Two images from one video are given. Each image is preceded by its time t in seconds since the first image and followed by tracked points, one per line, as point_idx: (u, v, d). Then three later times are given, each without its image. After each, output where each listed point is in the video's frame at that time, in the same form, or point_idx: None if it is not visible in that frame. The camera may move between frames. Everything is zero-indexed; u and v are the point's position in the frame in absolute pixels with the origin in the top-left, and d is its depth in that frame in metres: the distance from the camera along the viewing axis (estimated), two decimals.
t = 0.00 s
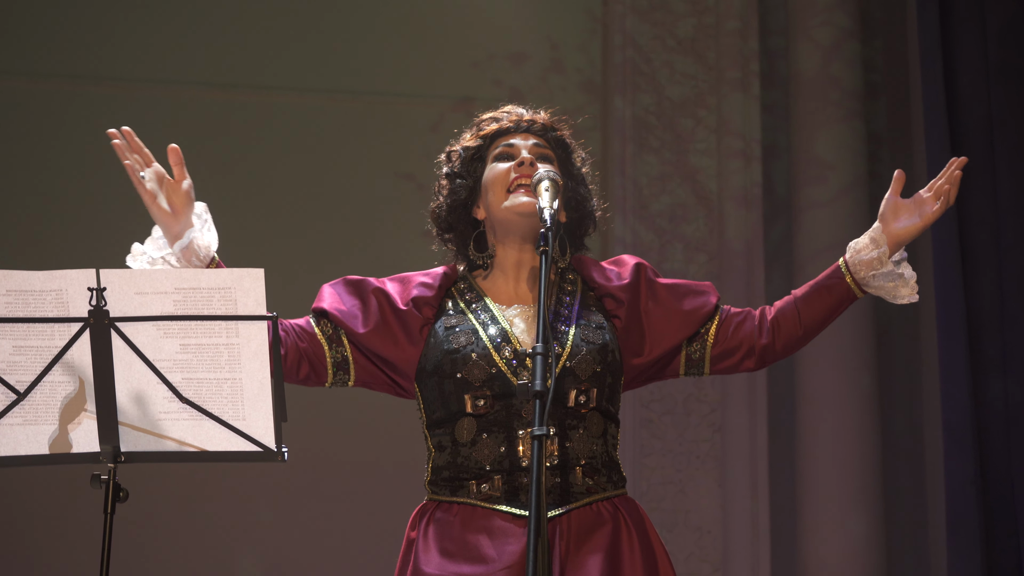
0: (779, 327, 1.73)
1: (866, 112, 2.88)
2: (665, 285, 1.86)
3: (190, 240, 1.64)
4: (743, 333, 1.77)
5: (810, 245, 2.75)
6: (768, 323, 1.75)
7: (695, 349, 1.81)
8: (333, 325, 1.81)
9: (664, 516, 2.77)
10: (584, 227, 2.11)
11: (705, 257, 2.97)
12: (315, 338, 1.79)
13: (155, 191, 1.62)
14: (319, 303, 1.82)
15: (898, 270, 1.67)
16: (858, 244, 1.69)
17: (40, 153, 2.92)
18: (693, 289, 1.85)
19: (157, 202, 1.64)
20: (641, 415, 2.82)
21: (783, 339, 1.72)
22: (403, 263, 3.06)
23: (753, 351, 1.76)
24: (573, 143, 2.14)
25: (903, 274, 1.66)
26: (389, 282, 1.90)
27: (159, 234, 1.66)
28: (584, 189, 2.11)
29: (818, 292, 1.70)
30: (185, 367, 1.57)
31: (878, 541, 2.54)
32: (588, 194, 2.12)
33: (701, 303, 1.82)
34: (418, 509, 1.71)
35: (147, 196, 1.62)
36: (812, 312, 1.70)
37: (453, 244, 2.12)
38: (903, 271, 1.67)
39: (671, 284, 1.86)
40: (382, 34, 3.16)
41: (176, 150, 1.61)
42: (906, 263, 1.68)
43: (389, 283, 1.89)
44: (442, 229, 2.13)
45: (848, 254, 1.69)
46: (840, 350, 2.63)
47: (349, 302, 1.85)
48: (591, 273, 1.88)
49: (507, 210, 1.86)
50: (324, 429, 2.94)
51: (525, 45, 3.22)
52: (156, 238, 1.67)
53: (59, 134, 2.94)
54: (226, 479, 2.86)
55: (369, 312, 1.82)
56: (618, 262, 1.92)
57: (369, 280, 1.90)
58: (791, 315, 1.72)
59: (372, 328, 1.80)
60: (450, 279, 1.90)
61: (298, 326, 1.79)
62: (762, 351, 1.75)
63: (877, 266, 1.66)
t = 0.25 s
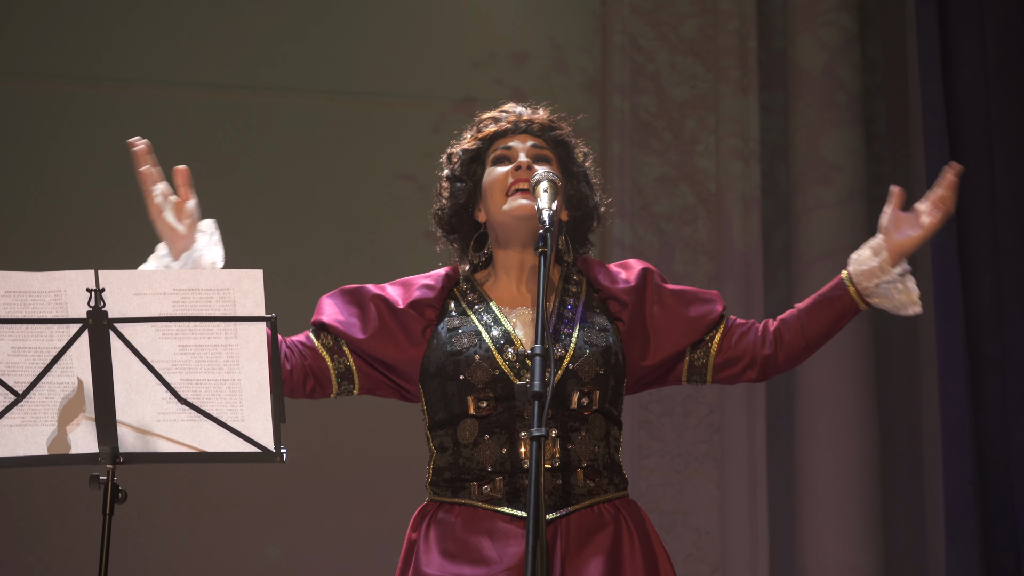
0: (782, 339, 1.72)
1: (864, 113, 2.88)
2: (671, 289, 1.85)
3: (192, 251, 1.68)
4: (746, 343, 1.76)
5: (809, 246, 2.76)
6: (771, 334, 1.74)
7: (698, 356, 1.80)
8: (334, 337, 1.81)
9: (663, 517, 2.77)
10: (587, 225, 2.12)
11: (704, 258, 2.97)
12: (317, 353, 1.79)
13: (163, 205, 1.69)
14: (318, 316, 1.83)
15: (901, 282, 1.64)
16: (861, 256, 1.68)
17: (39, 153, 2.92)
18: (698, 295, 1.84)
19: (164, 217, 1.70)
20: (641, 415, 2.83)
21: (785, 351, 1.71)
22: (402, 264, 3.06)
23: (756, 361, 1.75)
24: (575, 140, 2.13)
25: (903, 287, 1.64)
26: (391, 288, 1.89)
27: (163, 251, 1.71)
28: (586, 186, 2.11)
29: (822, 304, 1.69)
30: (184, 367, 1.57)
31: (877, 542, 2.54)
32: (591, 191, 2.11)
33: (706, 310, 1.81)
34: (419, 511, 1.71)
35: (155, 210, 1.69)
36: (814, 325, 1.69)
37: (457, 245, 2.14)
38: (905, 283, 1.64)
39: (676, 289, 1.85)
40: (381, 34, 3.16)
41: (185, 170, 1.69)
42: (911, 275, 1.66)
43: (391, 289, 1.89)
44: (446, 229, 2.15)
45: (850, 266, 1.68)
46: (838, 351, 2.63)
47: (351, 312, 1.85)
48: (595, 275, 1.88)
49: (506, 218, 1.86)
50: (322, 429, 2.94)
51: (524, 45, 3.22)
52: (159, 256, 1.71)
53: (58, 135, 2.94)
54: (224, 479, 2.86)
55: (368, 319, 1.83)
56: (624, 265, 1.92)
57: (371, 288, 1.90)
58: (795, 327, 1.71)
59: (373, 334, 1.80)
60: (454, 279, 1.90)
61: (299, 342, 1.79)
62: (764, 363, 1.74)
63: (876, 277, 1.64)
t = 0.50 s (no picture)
0: (781, 346, 1.71)
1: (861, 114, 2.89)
2: (671, 288, 1.84)
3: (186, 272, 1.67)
4: (744, 346, 1.75)
5: (806, 246, 2.76)
6: (770, 339, 1.73)
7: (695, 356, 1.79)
8: (340, 338, 1.80)
9: (661, 517, 2.77)
10: (588, 225, 2.10)
11: (702, 259, 2.97)
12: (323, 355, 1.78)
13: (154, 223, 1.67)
14: (320, 316, 1.81)
15: (910, 302, 1.63)
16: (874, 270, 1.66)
17: (37, 155, 2.92)
18: (698, 293, 1.83)
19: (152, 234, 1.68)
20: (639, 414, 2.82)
21: (783, 357, 1.70)
22: (400, 264, 3.06)
23: (752, 366, 1.73)
24: (570, 140, 2.13)
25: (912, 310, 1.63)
26: (386, 285, 1.89)
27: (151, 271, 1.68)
28: (584, 185, 2.10)
29: (824, 314, 1.68)
30: (181, 369, 1.57)
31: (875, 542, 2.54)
32: (589, 190, 2.10)
33: (705, 310, 1.79)
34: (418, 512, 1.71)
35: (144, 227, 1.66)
36: (815, 334, 1.68)
37: (462, 254, 2.13)
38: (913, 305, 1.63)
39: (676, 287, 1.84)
40: (378, 35, 3.16)
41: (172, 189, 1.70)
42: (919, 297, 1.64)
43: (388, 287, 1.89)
44: (449, 240, 2.14)
45: (861, 279, 1.67)
46: (835, 352, 2.64)
47: (350, 314, 1.84)
48: (595, 270, 1.87)
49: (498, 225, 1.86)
50: (320, 430, 2.94)
51: (521, 46, 3.22)
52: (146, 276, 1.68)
53: (55, 136, 2.94)
54: (222, 481, 2.86)
55: (370, 318, 1.82)
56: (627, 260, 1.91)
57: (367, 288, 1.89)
58: (795, 334, 1.70)
59: (377, 333, 1.80)
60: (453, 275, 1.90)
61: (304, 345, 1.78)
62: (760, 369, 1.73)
63: (887, 294, 1.63)
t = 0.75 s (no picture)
0: (772, 375, 1.67)
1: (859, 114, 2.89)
2: (672, 303, 1.83)
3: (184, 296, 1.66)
4: (736, 371, 1.71)
5: (804, 248, 2.77)
6: (764, 368, 1.69)
7: (687, 373, 1.77)
8: (341, 354, 1.79)
9: (657, 519, 2.77)
10: (588, 230, 2.10)
11: (700, 260, 2.97)
12: (326, 373, 1.77)
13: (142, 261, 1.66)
14: (318, 333, 1.80)
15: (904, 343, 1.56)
16: (874, 307, 1.60)
17: (35, 155, 2.92)
18: (697, 310, 1.81)
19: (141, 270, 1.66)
20: (636, 415, 2.82)
21: (773, 387, 1.66)
22: (398, 264, 3.06)
23: (739, 393, 1.70)
24: (575, 148, 2.15)
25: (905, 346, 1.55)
26: (378, 295, 1.89)
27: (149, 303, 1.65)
28: (586, 191, 2.10)
29: (820, 347, 1.63)
30: (179, 370, 1.56)
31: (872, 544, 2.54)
32: (592, 196, 2.11)
33: (703, 328, 1.78)
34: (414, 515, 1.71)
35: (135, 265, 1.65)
36: (808, 367, 1.63)
37: (458, 253, 2.12)
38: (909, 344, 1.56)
39: (676, 302, 1.83)
40: (377, 35, 3.16)
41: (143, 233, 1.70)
42: (919, 338, 1.57)
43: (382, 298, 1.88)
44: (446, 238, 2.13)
45: (860, 314, 1.61)
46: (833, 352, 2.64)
47: (347, 328, 1.83)
48: (596, 278, 1.89)
49: (500, 216, 1.88)
50: (318, 430, 2.94)
51: (520, 46, 3.22)
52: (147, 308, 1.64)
53: (53, 136, 2.94)
54: (220, 481, 2.86)
55: (368, 332, 1.81)
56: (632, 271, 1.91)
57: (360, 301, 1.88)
58: (787, 365, 1.65)
59: (376, 346, 1.80)
60: (444, 283, 1.91)
61: (305, 364, 1.77)
62: (747, 397, 1.69)
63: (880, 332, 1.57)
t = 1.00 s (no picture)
0: (758, 391, 1.66)
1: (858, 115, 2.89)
2: (667, 314, 1.83)
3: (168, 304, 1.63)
4: (724, 385, 1.71)
5: (803, 248, 2.77)
6: (752, 383, 1.68)
7: (676, 386, 1.76)
8: (341, 368, 1.78)
9: (655, 520, 2.77)
10: (585, 231, 2.11)
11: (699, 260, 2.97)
12: (329, 389, 1.76)
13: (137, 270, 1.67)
14: (316, 348, 1.79)
15: (888, 356, 1.56)
16: (856, 321, 1.60)
17: (34, 155, 2.92)
18: (692, 321, 1.81)
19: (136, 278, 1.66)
20: (633, 417, 2.82)
21: (759, 403, 1.65)
22: (397, 264, 3.06)
23: (726, 408, 1.69)
24: (575, 148, 2.15)
25: (888, 359, 1.55)
26: (369, 304, 1.88)
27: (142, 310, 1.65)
28: (585, 193, 2.11)
29: (807, 364, 1.61)
30: (177, 370, 1.56)
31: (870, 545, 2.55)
32: (590, 197, 2.11)
33: (696, 340, 1.77)
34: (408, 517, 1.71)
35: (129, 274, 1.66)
36: (793, 385, 1.61)
37: (456, 251, 2.13)
38: (892, 357, 1.55)
39: (671, 312, 1.83)
40: (377, 35, 3.16)
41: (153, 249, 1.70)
42: (904, 350, 1.56)
43: (374, 307, 1.88)
44: (444, 236, 2.14)
45: (843, 329, 1.60)
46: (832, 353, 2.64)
47: (343, 340, 1.83)
48: (592, 285, 1.89)
49: (500, 208, 1.88)
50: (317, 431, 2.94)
51: (519, 47, 3.22)
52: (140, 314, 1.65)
53: (53, 136, 2.94)
54: (219, 481, 2.86)
55: (364, 345, 1.81)
56: (629, 278, 1.90)
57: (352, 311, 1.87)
58: (773, 381, 1.64)
59: (374, 355, 1.80)
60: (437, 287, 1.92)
61: (307, 381, 1.76)
62: (733, 412, 1.68)
63: (864, 346, 1.56)
